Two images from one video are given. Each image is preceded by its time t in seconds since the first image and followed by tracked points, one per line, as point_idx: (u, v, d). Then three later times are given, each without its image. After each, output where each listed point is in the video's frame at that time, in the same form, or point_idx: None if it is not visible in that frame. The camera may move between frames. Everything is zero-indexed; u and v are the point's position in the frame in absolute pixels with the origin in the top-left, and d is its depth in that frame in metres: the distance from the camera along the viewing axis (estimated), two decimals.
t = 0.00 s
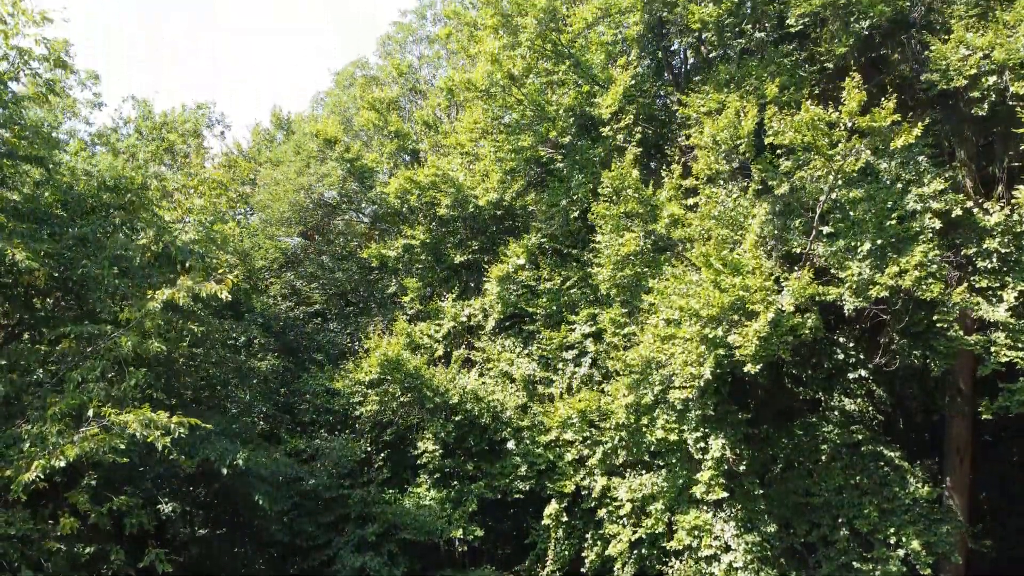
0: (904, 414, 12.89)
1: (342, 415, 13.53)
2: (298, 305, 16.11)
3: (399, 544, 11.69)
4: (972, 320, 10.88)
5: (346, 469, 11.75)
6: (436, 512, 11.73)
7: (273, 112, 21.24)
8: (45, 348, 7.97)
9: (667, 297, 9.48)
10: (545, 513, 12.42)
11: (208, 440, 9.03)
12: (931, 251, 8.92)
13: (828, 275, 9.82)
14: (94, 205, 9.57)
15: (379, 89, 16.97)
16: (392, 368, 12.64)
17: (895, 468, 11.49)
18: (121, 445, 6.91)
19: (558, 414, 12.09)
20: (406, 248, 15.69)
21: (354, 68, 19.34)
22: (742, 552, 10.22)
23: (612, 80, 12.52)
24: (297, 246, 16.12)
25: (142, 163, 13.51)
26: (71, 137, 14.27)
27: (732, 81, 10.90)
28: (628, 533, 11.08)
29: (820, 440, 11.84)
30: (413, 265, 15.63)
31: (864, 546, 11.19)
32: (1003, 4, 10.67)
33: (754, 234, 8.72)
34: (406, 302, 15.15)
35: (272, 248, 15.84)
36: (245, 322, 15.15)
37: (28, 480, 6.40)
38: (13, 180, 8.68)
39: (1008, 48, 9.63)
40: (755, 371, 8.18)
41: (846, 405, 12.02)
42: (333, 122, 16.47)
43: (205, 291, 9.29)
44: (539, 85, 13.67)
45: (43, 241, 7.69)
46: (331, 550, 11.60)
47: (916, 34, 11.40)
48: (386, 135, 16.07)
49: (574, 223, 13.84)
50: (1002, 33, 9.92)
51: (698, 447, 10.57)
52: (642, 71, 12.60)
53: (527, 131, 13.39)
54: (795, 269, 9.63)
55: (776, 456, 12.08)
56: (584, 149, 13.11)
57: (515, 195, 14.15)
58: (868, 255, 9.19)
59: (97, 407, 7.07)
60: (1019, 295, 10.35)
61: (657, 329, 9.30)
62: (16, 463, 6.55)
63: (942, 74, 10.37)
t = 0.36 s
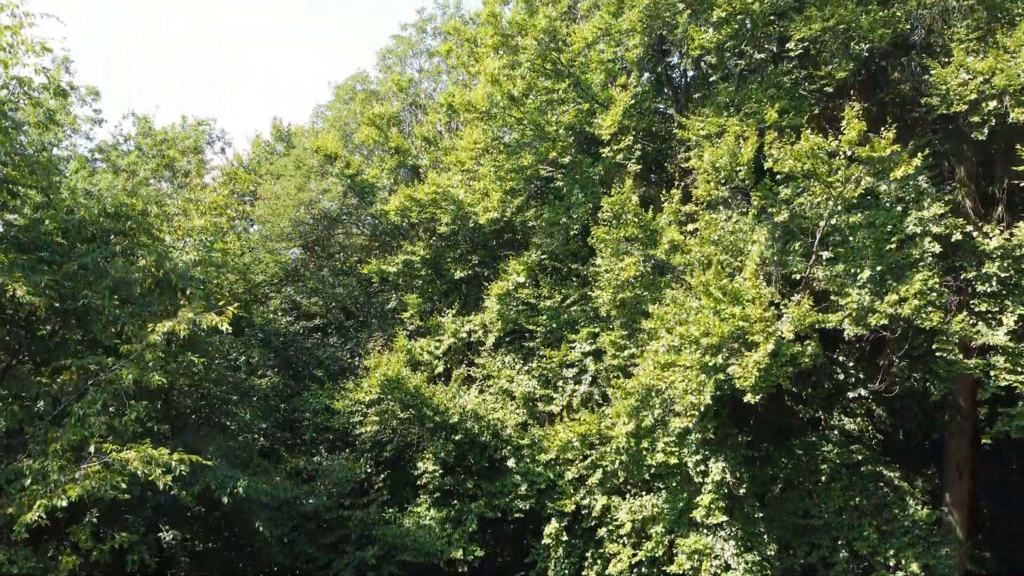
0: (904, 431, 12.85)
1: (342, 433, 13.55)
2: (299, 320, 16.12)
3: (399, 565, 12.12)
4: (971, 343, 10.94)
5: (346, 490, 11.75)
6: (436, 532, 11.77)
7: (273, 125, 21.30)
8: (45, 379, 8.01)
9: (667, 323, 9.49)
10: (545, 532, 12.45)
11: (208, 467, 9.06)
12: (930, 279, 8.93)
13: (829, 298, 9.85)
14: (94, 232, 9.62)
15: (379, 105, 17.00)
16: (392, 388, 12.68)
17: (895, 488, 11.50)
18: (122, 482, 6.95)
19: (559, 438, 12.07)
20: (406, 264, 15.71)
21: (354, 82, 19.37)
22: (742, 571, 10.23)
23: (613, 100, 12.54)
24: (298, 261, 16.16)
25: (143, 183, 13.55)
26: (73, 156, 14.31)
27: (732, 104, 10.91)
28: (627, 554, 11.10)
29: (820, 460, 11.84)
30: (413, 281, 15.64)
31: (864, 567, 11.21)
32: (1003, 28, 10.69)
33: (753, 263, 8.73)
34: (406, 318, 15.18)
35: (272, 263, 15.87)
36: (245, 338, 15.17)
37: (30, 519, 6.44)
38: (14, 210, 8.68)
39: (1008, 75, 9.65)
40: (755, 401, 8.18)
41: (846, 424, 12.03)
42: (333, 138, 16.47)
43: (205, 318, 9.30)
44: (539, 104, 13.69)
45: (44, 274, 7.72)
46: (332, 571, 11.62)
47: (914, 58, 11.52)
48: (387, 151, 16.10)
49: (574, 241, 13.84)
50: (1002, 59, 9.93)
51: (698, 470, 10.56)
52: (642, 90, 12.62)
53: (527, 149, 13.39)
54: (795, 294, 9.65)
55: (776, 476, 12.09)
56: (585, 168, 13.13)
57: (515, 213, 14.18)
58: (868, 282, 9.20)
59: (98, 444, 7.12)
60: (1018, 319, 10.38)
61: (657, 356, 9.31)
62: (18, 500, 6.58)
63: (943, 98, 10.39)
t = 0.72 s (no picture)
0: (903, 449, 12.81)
1: (342, 451, 13.57)
2: (299, 335, 16.14)
3: None
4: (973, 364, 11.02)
5: (347, 511, 11.82)
6: (436, 553, 11.80)
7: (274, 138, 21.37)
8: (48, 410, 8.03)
9: (667, 349, 9.51)
10: (545, 551, 12.47)
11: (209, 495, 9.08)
12: (929, 307, 8.95)
13: (828, 321, 9.96)
14: (96, 259, 9.64)
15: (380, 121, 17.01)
16: (392, 407, 12.67)
17: (894, 509, 11.53)
18: (125, 519, 6.98)
19: (559, 461, 11.87)
20: (406, 279, 15.73)
21: (354, 96, 19.43)
22: None
23: (613, 121, 12.56)
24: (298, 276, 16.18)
25: (144, 202, 13.57)
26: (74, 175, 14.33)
27: (733, 127, 10.93)
28: None
29: (820, 479, 11.87)
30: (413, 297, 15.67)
31: None
32: (1003, 52, 10.68)
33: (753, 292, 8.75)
34: (406, 333, 15.17)
35: (273, 278, 15.89)
36: (246, 353, 15.18)
37: (33, 560, 6.47)
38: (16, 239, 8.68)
39: (1008, 101, 9.64)
40: (755, 432, 8.19)
41: (846, 444, 12.06)
42: (333, 153, 16.45)
43: (205, 344, 9.32)
44: (539, 122, 13.70)
45: (44, 307, 7.71)
46: None
47: (913, 80, 11.51)
48: (387, 166, 16.14)
49: (574, 259, 13.86)
50: (1003, 85, 9.93)
51: (698, 494, 10.55)
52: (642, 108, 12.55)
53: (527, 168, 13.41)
54: (795, 320, 9.71)
55: (775, 496, 12.11)
56: (584, 187, 13.14)
57: (515, 231, 14.20)
58: (867, 309, 9.23)
59: (100, 480, 7.15)
60: (1018, 342, 10.42)
61: (656, 383, 9.32)
62: (20, 540, 6.60)
63: (942, 123, 10.42)
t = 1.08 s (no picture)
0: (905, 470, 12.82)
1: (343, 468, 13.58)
2: (299, 350, 16.15)
3: None
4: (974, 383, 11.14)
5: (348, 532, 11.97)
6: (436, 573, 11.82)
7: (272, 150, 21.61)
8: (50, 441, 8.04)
9: (667, 375, 9.52)
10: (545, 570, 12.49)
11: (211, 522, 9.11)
12: (929, 334, 9.05)
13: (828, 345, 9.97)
14: (97, 285, 9.66)
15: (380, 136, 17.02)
16: (392, 427, 12.68)
17: (894, 529, 11.56)
18: (127, 555, 7.02)
19: (559, 485, 11.44)
20: (406, 294, 15.71)
21: (355, 110, 19.56)
22: None
23: (613, 140, 12.57)
24: (297, 290, 16.13)
25: (145, 220, 13.56)
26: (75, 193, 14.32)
27: (733, 149, 10.94)
28: None
29: (820, 499, 11.72)
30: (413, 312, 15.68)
31: None
32: (1004, 76, 10.67)
33: (754, 321, 8.75)
34: (406, 349, 15.15)
35: (273, 293, 15.89)
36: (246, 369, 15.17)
37: None
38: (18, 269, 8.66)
39: (1008, 126, 9.65)
40: (755, 462, 8.19)
41: (846, 463, 11.79)
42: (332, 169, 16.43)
43: (206, 371, 9.34)
44: (539, 140, 13.70)
45: (45, 339, 7.71)
46: None
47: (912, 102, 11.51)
48: (388, 181, 16.16)
49: (574, 277, 13.88)
50: (1002, 110, 9.94)
51: (698, 517, 10.51)
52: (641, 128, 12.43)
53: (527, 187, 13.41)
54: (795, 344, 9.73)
55: (776, 516, 12.05)
56: (585, 205, 13.14)
57: (515, 247, 14.19)
58: (867, 335, 9.25)
59: (102, 515, 7.18)
60: (1017, 365, 10.45)
61: (657, 410, 9.31)
62: None
63: (942, 147, 10.45)
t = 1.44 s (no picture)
0: (906, 488, 12.79)
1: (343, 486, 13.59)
2: (299, 365, 16.14)
3: None
4: (973, 403, 11.18)
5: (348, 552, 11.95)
6: None
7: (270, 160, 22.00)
8: (51, 472, 8.04)
9: (668, 402, 9.52)
10: None
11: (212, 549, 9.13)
12: (929, 361, 9.10)
13: (828, 368, 9.99)
14: (97, 312, 9.65)
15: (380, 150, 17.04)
16: (393, 447, 12.68)
17: (894, 550, 11.57)
18: None
19: (558, 509, 11.38)
20: (406, 310, 15.72)
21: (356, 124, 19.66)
22: None
23: (613, 160, 12.58)
24: (297, 306, 16.14)
25: (145, 239, 13.56)
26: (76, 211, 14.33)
27: (733, 171, 10.94)
28: None
29: (820, 519, 11.74)
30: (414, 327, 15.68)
31: None
32: (1004, 99, 10.66)
33: (753, 349, 8.76)
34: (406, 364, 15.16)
35: (273, 308, 15.90)
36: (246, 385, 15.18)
37: None
38: (19, 300, 8.65)
39: (1008, 152, 9.65)
40: (756, 492, 8.17)
41: (846, 482, 11.81)
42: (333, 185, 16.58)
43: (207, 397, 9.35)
44: (540, 159, 13.69)
45: (46, 372, 7.72)
46: None
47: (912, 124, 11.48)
48: (388, 196, 16.17)
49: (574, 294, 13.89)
50: (1003, 135, 9.95)
51: (698, 540, 10.49)
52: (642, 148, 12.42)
53: (527, 205, 13.40)
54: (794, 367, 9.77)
55: (776, 536, 12.01)
56: (585, 224, 13.17)
57: (515, 265, 14.21)
58: (867, 362, 9.27)
59: (103, 549, 7.20)
60: (1017, 389, 10.47)
61: (657, 436, 9.32)
62: None
63: (942, 171, 10.47)
